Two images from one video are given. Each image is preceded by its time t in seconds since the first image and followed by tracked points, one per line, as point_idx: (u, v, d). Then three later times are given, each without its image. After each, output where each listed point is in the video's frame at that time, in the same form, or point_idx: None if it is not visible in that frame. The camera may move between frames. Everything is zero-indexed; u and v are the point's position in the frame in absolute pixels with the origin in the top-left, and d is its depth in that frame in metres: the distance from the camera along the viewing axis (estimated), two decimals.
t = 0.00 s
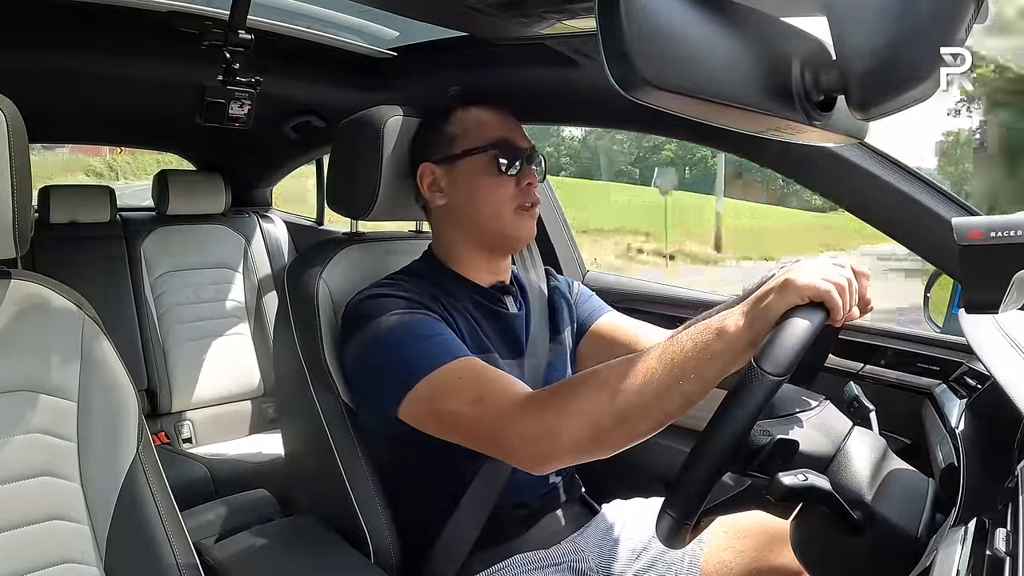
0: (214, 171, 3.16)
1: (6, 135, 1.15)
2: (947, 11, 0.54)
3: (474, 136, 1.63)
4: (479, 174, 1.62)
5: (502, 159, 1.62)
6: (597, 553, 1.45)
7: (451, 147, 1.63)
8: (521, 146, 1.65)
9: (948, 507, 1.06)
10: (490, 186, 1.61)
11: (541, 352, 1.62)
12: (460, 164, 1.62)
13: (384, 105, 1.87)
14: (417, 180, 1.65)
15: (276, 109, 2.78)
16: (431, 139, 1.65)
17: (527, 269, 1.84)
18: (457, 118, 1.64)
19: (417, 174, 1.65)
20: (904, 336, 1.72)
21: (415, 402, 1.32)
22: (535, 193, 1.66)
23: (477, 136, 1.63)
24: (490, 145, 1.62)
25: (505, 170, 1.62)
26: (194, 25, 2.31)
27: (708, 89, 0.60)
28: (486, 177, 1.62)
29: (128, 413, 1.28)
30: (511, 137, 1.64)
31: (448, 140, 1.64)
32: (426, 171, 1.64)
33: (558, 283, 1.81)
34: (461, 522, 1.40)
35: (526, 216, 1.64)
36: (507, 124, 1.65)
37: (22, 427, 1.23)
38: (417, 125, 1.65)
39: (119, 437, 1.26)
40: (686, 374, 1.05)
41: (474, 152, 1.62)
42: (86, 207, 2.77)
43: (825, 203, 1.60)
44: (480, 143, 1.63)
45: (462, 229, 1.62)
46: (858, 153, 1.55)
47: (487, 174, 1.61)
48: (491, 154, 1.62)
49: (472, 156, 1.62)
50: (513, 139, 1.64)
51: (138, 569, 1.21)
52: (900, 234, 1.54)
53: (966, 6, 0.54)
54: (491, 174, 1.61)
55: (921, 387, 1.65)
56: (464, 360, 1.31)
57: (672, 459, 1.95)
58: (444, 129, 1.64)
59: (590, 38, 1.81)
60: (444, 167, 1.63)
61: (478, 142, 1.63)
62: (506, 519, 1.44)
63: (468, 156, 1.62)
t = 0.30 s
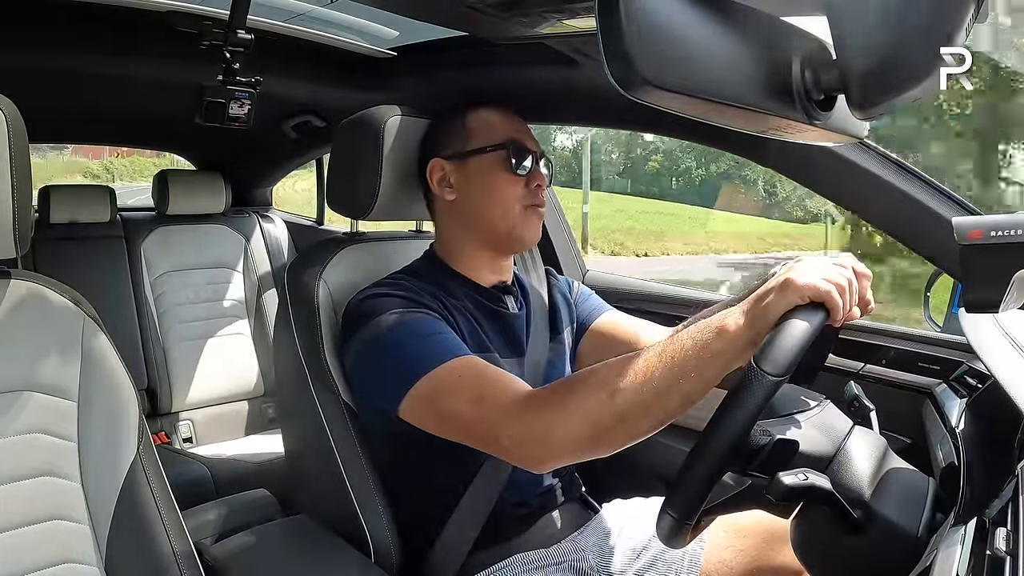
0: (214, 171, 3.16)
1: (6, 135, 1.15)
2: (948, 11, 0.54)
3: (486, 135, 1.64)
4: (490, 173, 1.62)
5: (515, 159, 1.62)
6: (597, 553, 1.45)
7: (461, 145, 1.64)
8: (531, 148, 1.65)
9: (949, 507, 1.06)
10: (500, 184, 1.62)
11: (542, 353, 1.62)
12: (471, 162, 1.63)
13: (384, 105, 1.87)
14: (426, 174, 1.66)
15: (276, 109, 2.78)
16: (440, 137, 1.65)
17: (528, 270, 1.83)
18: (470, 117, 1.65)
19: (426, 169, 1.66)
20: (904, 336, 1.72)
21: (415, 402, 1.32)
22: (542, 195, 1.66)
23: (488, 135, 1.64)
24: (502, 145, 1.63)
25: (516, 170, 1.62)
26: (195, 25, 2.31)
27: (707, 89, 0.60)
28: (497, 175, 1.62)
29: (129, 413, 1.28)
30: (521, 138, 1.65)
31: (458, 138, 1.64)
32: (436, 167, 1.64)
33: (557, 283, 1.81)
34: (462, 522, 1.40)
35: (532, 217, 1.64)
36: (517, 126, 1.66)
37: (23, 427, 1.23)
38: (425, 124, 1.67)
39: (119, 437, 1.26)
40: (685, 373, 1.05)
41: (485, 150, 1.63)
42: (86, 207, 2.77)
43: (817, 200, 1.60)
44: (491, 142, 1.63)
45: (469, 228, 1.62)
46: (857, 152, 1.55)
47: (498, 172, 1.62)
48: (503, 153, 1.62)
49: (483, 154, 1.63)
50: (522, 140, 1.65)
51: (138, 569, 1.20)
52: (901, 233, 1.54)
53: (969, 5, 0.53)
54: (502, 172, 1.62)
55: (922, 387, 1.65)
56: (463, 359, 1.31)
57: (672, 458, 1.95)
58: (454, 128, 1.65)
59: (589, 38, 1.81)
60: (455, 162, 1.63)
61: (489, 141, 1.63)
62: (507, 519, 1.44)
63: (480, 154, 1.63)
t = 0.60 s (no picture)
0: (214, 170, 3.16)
1: (6, 135, 1.15)
2: (948, 12, 0.54)
3: (486, 135, 1.64)
4: (490, 172, 1.62)
5: (514, 159, 1.62)
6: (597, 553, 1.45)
7: (460, 144, 1.64)
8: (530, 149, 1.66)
9: (949, 507, 1.06)
10: (500, 183, 1.62)
11: (541, 353, 1.62)
12: (471, 161, 1.63)
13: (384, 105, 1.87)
14: (426, 172, 1.65)
15: (276, 109, 2.78)
16: (439, 137, 1.66)
17: (527, 271, 1.83)
18: (470, 116, 1.65)
19: (425, 168, 1.66)
20: (904, 336, 1.72)
21: (413, 401, 1.32)
22: (540, 196, 1.66)
23: (488, 135, 1.64)
24: (502, 145, 1.63)
25: (515, 170, 1.62)
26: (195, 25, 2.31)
27: (707, 89, 0.60)
28: (497, 174, 1.62)
29: (128, 413, 1.28)
30: (521, 138, 1.66)
31: (458, 138, 1.64)
32: (436, 166, 1.64)
33: (556, 282, 1.81)
34: (462, 522, 1.40)
35: (531, 217, 1.64)
36: (516, 126, 1.67)
37: (22, 426, 1.23)
38: (426, 125, 1.67)
39: (118, 437, 1.26)
40: (686, 372, 1.05)
41: (485, 149, 1.63)
42: (86, 207, 2.77)
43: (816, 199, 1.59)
44: (490, 142, 1.64)
45: (467, 227, 1.62)
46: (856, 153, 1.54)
47: (498, 172, 1.62)
48: (503, 153, 1.62)
49: (483, 154, 1.63)
50: (522, 140, 1.65)
51: (138, 569, 1.20)
52: (901, 233, 1.54)
53: (967, 5, 0.53)
54: (501, 172, 1.62)
55: (922, 387, 1.65)
56: (462, 359, 1.31)
57: (671, 459, 1.95)
58: (453, 127, 1.65)
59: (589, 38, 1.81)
60: (455, 161, 1.63)
61: (489, 141, 1.64)
62: (507, 518, 1.44)
63: (480, 153, 1.63)
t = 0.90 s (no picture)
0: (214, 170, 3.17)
1: (6, 134, 1.15)
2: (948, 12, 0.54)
3: (486, 135, 1.62)
4: (490, 174, 1.60)
5: (514, 160, 1.60)
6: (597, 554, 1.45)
7: (460, 145, 1.63)
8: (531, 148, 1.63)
9: (949, 506, 1.06)
10: (500, 184, 1.60)
11: (541, 351, 1.63)
12: (471, 162, 1.61)
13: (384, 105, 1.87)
14: (426, 174, 1.66)
15: (276, 109, 2.78)
16: (439, 137, 1.66)
17: (526, 270, 1.82)
18: (470, 117, 1.64)
19: (425, 170, 1.66)
20: (904, 336, 1.72)
21: (412, 392, 1.32)
22: (541, 197, 1.63)
23: (488, 135, 1.63)
24: (502, 146, 1.61)
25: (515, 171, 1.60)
26: (195, 25, 2.31)
27: (708, 88, 0.60)
28: (496, 175, 1.60)
29: (128, 413, 1.28)
30: (522, 137, 1.63)
31: (458, 139, 1.63)
32: (436, 167, 1.64)
33: (555, 281, 1.81)
34: (463, 523, 1.40)
35: (530, 218, 1.62)
36: (517, 125, 1.64)
37: (23, 426, 1.23)
38: (426, 125, 1.67)
39: (119, 436, 1.26)
40: (684, 342, 1.02)
41: (485, 150, 1.61)
42: (86, 207, 2.77)
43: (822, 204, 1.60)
44: (490, 143, 1.62)
45: (467, 228, 1.62)
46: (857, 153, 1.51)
47: (497, 172, 1.60)
48: (503, 154, 1.60)
49: (483, 155, 1.61)
50: (523, 140, 1.63)
51: (138, 569, 1.20)
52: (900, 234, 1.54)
53: (968, 5, 0.53)
54: (501, 172, 1.60)
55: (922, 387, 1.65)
56: (458, 348, 1.31)
57: (671, 458, 1.95)
58: (453, 128, 1.64)
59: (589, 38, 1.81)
60: (454, 163, 1.62)
61: (489, 142, 1.62)
62: (507, 518, 1.44)
63: (479, 154, 1.61)
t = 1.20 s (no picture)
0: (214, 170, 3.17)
1: (6, 135, 1.15)
2: (948, 12, 0.54)
3: (485, 137, 1.64)
4: (488, 176, 1.62)
5: (512, 162, 1.62)
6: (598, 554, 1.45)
7: (458, 147, 1.64)
8: (529, 150, 1.65)
9: (949, 507, 1.06)
10: (498, 187, 1.61)
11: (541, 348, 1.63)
12: (469, 164, 1.63)
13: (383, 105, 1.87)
14: (425, 176, 1.66)
15: (276, 109, 2.78)
16: (440, 137, 1.65)
17: (527, 269, 1.81)
18: (470, 118, 1.64)
19: (424, 172, 1.66)
20: (904, 336, 1.72)
21: (412, 385, 1.32)
22: (539, 199, 1.65)
23: (486, 138, 1.64)
24: (500, 148, 1.63)
25: (513, 173, 1.61)
26: (195, 25, 2.31)
27: (709, 89, 0.59)
28: (494, 179, 1.61)
29: (128, 412, 1.28)
30: (520, 141, 1.65)
31: (456, 141, 1.64)
32: (434, 169, 1.65)
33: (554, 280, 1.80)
34: (463, 522, 1.40)
35: (529, 221, 1.63)
36: (517, 127, 1.66)
37: (23, 426, 1.23)
38: (427, 124, 1.67)
39: (118, 436, 1.26)
40: (694, 335, 1.02)
41: (483, 153, 1.63)
42: (86, 208, 2.76)
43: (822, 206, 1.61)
44: (489, 145, 1.63)
45: (465, 230, 1.62)
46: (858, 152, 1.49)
47: (496, 176, 1.61)
48: (501, 156, 1.62)
49: (481, 158, 1.62)
50: (521, 143, 1.64)
51: (138, 569, 1.20)
52: (900, 234, 1.54)
53: (968, 5, 0.53)
54: (499, 175, 1.61)
55: (922, 387, 1.65)
56: (456, 342, 1.30)
57: (671, 458, 1.95)
58: (452, 129, 1.65)
59: (589, 38, 1.81)
60: (453, 164, 1.63)
61: (487, 144, 1.63)
62: (507, 518, 1.44)
63: (478, 156, 1.63)
